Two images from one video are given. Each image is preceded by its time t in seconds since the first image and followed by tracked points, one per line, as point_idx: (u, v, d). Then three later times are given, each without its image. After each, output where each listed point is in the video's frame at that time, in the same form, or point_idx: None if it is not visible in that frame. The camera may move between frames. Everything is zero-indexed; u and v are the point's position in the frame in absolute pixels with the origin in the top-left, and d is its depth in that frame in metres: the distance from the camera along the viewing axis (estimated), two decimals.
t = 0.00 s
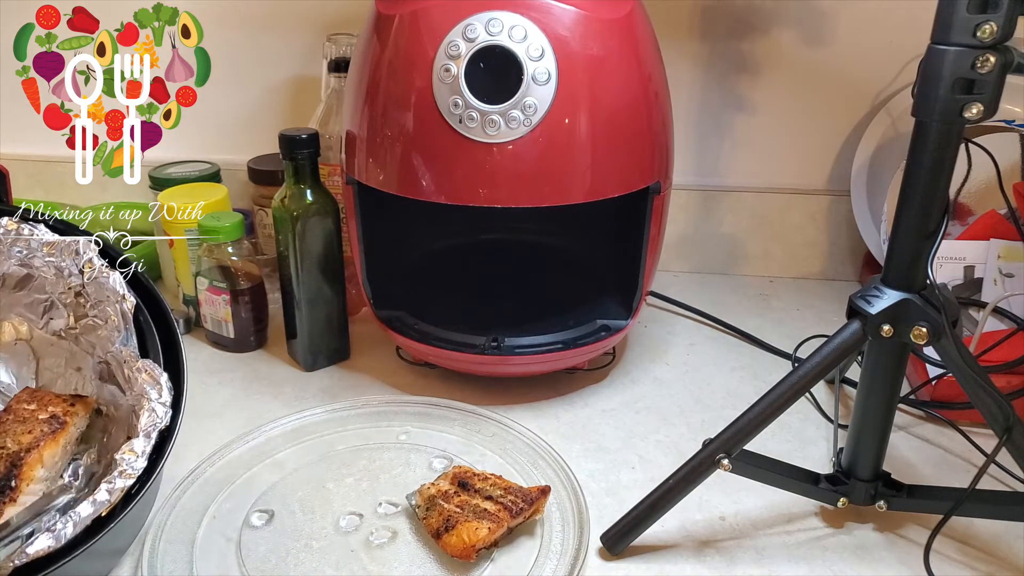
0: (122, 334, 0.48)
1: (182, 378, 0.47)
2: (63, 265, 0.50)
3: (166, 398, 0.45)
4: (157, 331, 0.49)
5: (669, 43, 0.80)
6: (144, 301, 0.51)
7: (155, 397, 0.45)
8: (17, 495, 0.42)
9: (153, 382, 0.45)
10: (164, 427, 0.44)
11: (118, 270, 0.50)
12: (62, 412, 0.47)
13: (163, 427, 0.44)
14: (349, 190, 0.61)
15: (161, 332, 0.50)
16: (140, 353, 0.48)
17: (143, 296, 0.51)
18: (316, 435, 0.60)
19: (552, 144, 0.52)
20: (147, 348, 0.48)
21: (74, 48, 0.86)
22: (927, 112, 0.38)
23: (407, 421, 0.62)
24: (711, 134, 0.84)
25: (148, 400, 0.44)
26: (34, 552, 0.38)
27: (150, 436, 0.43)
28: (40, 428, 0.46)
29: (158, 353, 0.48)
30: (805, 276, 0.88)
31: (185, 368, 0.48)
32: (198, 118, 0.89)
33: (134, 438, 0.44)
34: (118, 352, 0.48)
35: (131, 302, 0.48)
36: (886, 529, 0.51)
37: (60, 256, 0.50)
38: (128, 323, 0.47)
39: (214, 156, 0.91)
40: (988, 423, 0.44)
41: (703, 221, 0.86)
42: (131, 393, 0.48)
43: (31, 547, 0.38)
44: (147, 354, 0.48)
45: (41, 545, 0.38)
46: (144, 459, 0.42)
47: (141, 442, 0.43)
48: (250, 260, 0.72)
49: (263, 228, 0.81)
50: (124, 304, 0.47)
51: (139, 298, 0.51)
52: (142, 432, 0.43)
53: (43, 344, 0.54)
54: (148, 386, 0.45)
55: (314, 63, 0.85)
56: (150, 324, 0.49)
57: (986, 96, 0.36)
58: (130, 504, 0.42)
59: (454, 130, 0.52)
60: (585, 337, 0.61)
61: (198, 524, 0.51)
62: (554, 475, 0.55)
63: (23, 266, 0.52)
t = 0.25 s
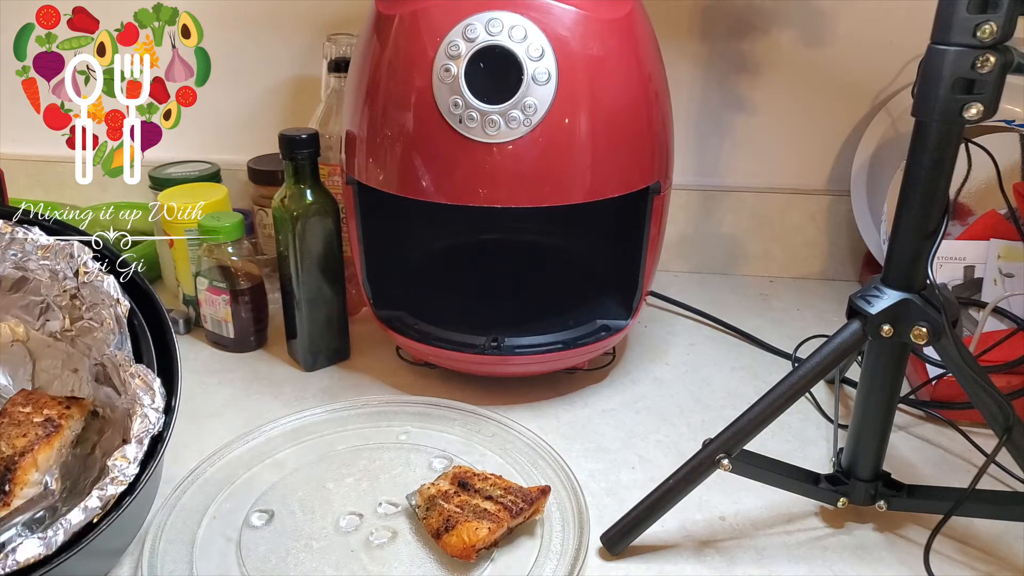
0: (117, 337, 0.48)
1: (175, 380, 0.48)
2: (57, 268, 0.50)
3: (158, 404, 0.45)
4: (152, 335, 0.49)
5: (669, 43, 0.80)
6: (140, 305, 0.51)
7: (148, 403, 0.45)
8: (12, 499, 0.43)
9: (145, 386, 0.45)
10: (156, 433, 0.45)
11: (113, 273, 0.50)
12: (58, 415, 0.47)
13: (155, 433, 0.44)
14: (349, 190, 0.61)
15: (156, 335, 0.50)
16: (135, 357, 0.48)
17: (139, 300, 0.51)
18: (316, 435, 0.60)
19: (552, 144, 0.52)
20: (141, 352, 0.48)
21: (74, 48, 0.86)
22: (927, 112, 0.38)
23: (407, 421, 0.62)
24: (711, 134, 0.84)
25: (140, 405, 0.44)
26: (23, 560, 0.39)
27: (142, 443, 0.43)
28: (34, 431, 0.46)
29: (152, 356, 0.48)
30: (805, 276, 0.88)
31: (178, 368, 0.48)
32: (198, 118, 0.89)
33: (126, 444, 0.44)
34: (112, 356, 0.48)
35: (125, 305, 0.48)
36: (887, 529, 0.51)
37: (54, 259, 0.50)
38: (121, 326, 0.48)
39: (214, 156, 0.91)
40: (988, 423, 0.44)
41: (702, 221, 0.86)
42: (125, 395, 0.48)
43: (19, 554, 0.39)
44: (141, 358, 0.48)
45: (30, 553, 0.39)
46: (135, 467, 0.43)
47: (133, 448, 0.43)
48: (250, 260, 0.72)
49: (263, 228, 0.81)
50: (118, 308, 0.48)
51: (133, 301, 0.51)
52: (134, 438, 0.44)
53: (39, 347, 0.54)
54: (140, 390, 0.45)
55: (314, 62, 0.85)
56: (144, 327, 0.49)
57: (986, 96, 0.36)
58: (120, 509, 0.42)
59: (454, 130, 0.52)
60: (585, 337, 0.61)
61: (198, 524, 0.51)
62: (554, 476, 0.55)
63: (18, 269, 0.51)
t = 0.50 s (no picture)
0: (117, 338, 0.48)
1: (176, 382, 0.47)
2: (57, 269, 0.50)
3: (159, 404, 0.45)
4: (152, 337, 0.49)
5: (669, 43, 0.80)
6: (139, 306, 0.51)
7: (148, 403, 0.44)
8: (12, 499, 0.44)
9: (146, 387, 0.45)
10: (157, 433, 0.45)
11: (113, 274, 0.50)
12: (54, 415, 0.48)
13: (156, 433, 0.44)
14: (349, 190, 0.61)
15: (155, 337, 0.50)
16: (135, 358, 0.48)
17: (139, 301, 0.51)
18: (316, 435, 0.60)
19: (552, 144, 0.52)
20: (141, 353, 0.48)
21: (74, 48, 0.86)
22: (927, 112, 0.38)
23: (407, 421, 0.62)
24: (711, 134, 0.84)
25: (141, 405, 0.44)
26: (24, 560, 0.39)
27: (143, 443, 0.43)
28: (32, 432, 0.46)
29: (152, 357, 0.48)
30: (805, 276, 0.88)
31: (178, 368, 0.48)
32: (198, 118, 0.89)
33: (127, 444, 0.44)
34: (111, 357, 0.48)
35: (125, 306, 0.48)
36: (887, 529, 0.51)
37: (54, 260, 0.50)
38: (121, 328, 0.48)
39: (214, 156, 0.91)
40: (988, 424, 0.44)
41: (702, 221, 0.86)
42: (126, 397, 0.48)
43: (20, 553, 0.39)
44: (141, 359, 0.48)
45: (31, 553, 0.39)
46: (136, 466, 0.43)
47: (134, 448, 0.43)
48: (250, 260, 0.72)
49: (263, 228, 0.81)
50: (118, 309, 0.48)
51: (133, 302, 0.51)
52: (135, 438, 0.44)
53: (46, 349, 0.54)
54: (142, 391, 0.45)
55: (314, 62, 0.85)
56: (144, 329, 0.49)
57: (986, 96, 0.36)
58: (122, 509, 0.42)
59: (453, 130, 0.52)
60: (585, 337, 0.61)
61: (198, 524, 0.51)
62: (554, 476, 0.55)
63: (18, 270, 0.52)
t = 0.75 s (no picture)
0: (125, 337, 0.47)
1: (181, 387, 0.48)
2: (72, 262, 0.49)
3: (165, 409, 0.45)
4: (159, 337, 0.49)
5: (669, 43, 0.80)
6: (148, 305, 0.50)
7: (154, 407, 0.44)
8: (13, 492, 0.45)
9: (153, 391, 0.45)
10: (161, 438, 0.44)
11: (122, 269, 0.50)
12: (64, 406, 0.48)
13: (160, 438, 0.44)
14: (348, 190, 0.61)
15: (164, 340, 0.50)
16: (142, 358, 0.48)
17: (148, 300, 0.51)
18: (316, 435, 0.60)
19: (552, 144, 0.52)
20: (150, 354, 0.48)
21: (74, 48, 0.86)
22: (927, 111, 0.38)
23: (407, 421, 0.62)
24: (711, 134, 0.84)
25: (147, 409, 0.44)
26: (22, 560, 0.39)
27: (147, 447, 0.43)
28: (39, 423, 0.47)
29: (161, 360, 0.48)
30: (805, 276, 0.87)
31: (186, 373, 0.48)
32: (199, 118, 0.89)
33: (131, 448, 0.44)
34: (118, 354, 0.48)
35: (139, 306, 0.47)
36: (887, 529, 0.51)
37: (69, 253, 0.49)
38: (132, 326, 0.47)
39: (214, 156, 0.91)
40: (988, 424, 0.44)
41: (702, 221, 0.86)
42: (130, 394, 0.48)
43: (18, 554, 0.39)
44: (149, 359, 0.48)
45: (30, 553, 0.39)
46: (138, 471, 0.43)
47: (137, 453, 0.43)
48: (250, 260, 0.72)
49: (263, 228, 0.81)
50: (131, 308, 0.47)
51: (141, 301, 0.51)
52: (139, 443, 0.43)
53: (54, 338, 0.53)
54: (148, 395, 0.45)
55: (314, 62, 0.85)
56: (154, 329, 0.49)
57: (986, 96, 0.36)
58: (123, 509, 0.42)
59: (453, 130, 0.52)
60: (585, 337, 0.61)
61: (198, 523, 0.51)
62: (554, 476, 0.55)
63: (30, 259, 0.50)
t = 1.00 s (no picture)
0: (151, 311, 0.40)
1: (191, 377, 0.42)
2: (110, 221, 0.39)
3: (167, 397, 0.40)
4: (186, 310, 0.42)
5: (669, 44, 0.80)
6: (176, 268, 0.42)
7: (156, 394, 0.40)
8: None
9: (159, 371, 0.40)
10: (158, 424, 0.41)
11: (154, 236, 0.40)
12: (68, 344, 0.42)
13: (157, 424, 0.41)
14: (348, 190, 0.61)
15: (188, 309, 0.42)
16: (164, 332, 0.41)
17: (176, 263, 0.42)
18: (316, 434, 0.60)
19: (552, 144, 0.52)
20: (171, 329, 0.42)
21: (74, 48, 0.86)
22: (927, 111, 0.38)
23: (407, 421, 0.62)
24: (711, 134, 0.84)
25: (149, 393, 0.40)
26: None
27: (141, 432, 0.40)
28: (35, 355, 0.42)
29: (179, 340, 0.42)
30: (805, 276, 0.88)
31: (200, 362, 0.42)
32: (199, 119, 0.89)
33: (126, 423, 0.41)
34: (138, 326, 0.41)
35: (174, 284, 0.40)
36: (886, 529, 0.51)
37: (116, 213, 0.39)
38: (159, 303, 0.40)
39: (214, 157, 0.91)
40: (988, 424, 0.44)
41: (702, 221, 0.86)
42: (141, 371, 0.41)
43: None
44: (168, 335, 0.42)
45: None
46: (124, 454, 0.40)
47: (128, 433, 0.40)
48: (249, 260, 0.71)
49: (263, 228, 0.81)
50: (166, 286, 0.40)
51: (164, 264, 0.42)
52: (133, 425, 0.40)
53: (56, 277, 0.43)
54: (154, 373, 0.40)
55: (314, 62, 0.85)
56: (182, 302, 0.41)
57: (986, 97, 0.36)
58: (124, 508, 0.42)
59: (453, 130, 0.52)
60: (585, 337, 0.61)
61: (198, 523, 0.51)
62: (554, 476, 0.55)
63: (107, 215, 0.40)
